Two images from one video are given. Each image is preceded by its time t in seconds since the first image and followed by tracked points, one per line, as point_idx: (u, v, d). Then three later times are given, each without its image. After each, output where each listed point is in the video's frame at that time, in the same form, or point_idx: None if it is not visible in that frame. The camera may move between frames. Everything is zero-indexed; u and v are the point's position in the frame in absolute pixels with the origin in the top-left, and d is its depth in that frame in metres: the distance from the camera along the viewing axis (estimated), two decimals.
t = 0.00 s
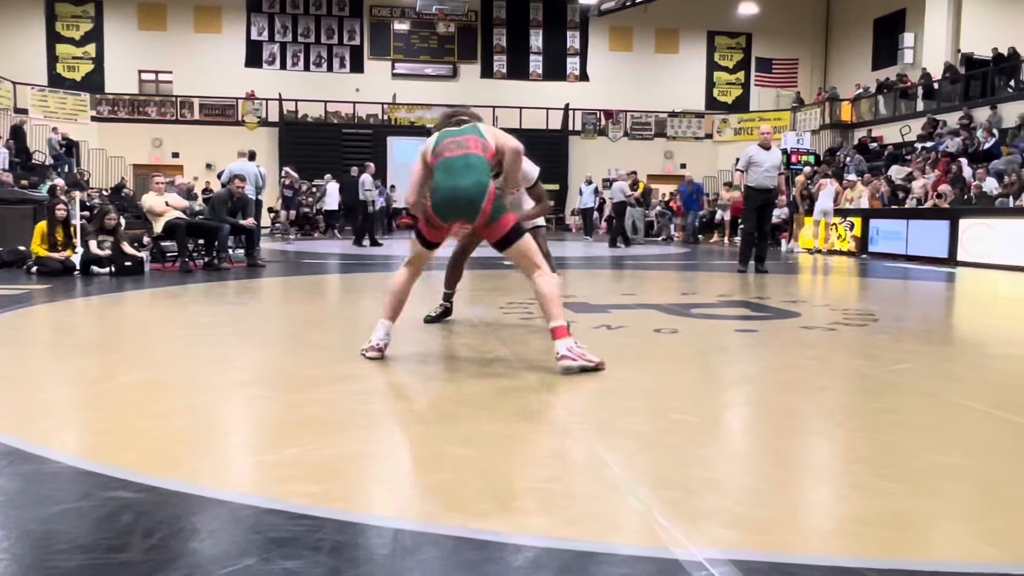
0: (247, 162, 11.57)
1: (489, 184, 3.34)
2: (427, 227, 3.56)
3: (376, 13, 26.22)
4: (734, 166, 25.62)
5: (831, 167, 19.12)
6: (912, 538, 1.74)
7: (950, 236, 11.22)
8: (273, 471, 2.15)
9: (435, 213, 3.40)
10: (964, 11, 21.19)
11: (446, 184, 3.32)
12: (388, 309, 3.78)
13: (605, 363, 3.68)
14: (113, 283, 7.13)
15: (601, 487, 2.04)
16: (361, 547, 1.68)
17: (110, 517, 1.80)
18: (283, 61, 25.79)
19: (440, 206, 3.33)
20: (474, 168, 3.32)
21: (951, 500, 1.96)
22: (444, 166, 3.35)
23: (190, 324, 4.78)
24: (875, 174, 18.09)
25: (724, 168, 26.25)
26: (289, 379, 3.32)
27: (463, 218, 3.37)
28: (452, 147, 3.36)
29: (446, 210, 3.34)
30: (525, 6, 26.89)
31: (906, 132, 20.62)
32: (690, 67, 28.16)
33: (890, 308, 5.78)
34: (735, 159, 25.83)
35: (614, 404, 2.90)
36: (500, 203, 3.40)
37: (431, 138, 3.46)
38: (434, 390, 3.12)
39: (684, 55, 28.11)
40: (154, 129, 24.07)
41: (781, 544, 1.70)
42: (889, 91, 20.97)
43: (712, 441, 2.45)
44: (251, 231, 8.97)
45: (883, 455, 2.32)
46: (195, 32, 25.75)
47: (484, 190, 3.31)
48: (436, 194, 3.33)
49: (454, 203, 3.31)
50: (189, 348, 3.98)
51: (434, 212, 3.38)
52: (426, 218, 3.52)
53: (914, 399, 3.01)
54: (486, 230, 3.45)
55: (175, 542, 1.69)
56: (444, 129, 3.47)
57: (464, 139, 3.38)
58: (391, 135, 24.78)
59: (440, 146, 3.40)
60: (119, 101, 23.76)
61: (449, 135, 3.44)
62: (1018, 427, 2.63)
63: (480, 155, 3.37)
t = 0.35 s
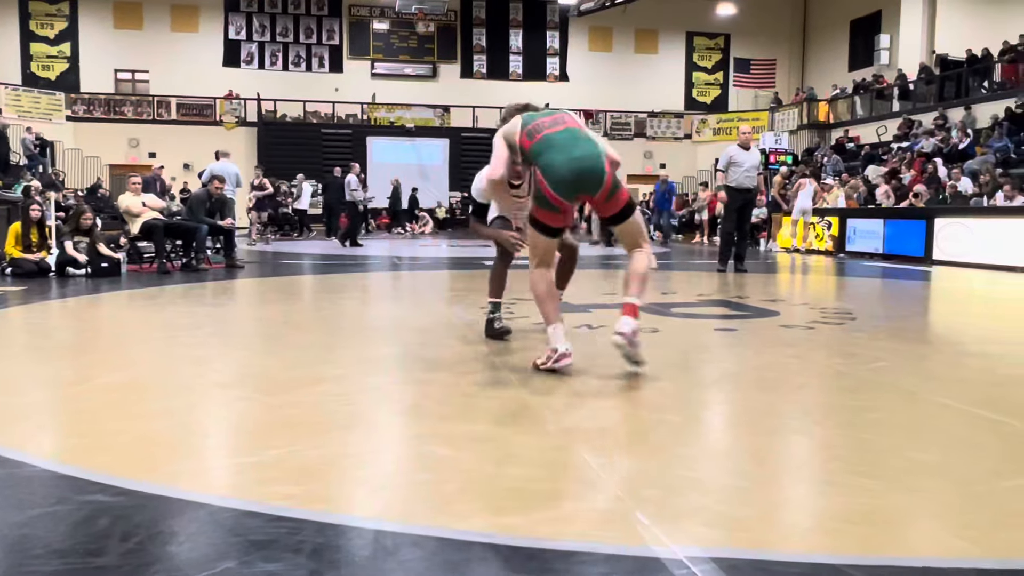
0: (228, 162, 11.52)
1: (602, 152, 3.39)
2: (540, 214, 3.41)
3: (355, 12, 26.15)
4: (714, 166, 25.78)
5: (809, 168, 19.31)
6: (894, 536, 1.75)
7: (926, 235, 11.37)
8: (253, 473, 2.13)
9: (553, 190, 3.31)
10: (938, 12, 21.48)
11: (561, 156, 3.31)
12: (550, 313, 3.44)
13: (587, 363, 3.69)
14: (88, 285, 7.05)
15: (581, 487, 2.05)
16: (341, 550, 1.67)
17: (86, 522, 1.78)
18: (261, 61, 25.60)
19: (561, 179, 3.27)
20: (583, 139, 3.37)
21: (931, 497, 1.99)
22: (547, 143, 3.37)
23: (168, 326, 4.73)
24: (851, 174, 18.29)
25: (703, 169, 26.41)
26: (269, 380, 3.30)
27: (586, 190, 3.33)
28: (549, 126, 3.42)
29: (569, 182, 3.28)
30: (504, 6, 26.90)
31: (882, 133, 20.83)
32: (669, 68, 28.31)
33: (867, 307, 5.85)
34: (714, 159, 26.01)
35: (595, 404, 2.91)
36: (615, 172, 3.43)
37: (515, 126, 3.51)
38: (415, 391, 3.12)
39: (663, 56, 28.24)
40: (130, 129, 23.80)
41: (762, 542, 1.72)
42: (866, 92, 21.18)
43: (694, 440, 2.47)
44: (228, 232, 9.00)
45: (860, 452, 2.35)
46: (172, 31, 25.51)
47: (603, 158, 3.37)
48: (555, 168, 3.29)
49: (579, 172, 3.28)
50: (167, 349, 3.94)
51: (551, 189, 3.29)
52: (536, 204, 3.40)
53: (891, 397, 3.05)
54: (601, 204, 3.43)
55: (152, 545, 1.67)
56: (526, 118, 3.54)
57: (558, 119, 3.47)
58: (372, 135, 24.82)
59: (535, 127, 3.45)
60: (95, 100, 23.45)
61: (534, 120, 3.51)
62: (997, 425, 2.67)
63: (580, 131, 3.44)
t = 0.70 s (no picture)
0: (193, 163, 11.38)
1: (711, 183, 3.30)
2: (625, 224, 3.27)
3: (322, 11, 25.95)
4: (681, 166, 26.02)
5: (774, 168, 19.58)
6: (857, 532, 1.79)
7: (887, 234, 11.61)
8: (220, 476, 2.11)
9: (659, 208, 3.19)
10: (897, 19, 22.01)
11: (677, 177, 3.19)
12: (565, 325, 3.34)
13: (556, 364, 3.70)
14: (49, 286, 6.90)
15: (552, 487, 2.06)
16: (310, 554, 1.66)
17: (47, 529, 1.75)
18: (227, 59, 25.27)
19: (676, 198, 3.16)
20: (698, 166, 3.27)
21: (894, 492, 2.03)
22: (663, 159, 3.24)
23: (132, 328, 4.65)
24: (815, 175, 18.59)
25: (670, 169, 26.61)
26: (235, 382, 3.26)
27: (695, 217, 3.22)
28: (665, 143, 3.30)
29: (679, 206, 3.18)
30: (472, 6, 26.90)
31: (845, 134, 21.18)
32: (636, 68, 28.52)
33: (831, 305, 5.95)
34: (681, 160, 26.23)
35: (565, 404, 2.93)
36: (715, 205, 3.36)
37: (625, 133, 3.33)
38: (384, 392, 3.11)
39: (630, 57, 28.46)
40: (92, 127, 23.28)
41: (729, 540, 1.74)
42: (829, 94, 21.53)
43: (662, 438, 2.49)
44: (193, 232, 8.92)
45: (824, 449, 2.40)
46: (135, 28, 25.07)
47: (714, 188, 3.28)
48: (670, 188, 3.18)
49: (691, 199, 3.18)
50: (130, 352, 3.87)
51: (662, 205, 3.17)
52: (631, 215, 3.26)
53: (855, 394, 3.11)
54: (703, 232, 3.32)
55: (116, 553, 1.64)
56: (635, 129, 3.38)
57: (670, 138, 3.35)
58: (339, 135, 24.58)
59: (649, 142, 3.32)
60: (55, 99, 22.89)
61: (643, 134, 3.37)
62: (956, 421, 2.73)
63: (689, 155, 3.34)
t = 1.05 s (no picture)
0: (152, 162, 11.17)
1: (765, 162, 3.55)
2: (707, 219, 3.46)
3: (287, 9, 25.63)
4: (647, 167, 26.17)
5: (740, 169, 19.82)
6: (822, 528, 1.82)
7: (850, 233, 11.83)
8: (184, 481, 2.08)
9: (734, 197, 3.40)
10: (860, 20, 22.18)
11: (741, 164, 3.41)
12: (693, 316, 3.50)
13: (526, 363, 3.71)
14: (8, 288, 6.73)
15: (520, 487, 2.06)
16: (278, 558, 1.64)
17: (9, 536, 1.71)
18: (190, 57, 24.90)
19: (750, 185, 3.38)
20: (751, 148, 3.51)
21: (858, 489, 2.07)
22: (722, 152, 3.45)
23: (94, 330, 4.56)
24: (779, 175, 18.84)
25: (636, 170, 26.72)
26: (200, 385, 3.21)
27: (766, 196, 3.47)
28: (715, 136, 3.50)
29: (755, 190, 3.41)
30: (439, 6, 26.82)
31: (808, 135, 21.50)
32: (603, 69, 28.64)
33: (795, 304, 6.05)
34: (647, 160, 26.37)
35: (535, 404, 2.93)
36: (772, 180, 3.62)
37: (672, 137, 3.48)
38: (352, 393, 3.09)
39: (597, 57, 28.58)
40: (51, 126, 22.73)
41: (699, 539, 1.76)
42: (792, 95, 21.78)
43: (630, 437, 2.51)
44: (156, 232, 8.75)
45: (789, 446, 2.43)
46: (96, 25, 24.56)
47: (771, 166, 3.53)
48: (742, 176, 3.39)
49: (762, 182, 3.42)
50: (91, 355, 3.79)
51: (735, 195, 3.38)
52: (707, 209, 3.46)
53: (820, 391, 3.17)
54: (772, 210, 3.56)
55: (78, 560, 1.61)
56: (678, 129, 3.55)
57: (714, 129, 3.56)
58: (305, 134, 24.34)
59: (698, 139, 3.50)
60: (12, 96, 22.32)
61: (687, 132, 3.55)
62: (914, 417, 2.80)
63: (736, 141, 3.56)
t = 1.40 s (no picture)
0: (108, 161, 10.93)
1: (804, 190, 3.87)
2: (752, 228, 3.72)
3: (251, 7, 25.30)
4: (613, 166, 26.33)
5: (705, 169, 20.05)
6: (786, 523, 1.85)
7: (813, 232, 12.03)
8: (147, 485, 2.05)
9: (781, 211, 3.69)
10: (819, 25, 22.74)
11: (790, 186, 3.72)
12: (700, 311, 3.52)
13: (494, 363, 3.71)
14: None
15: (488, 487, 2.06)
16: (245, 562, 1.63)
17: None
18: (151, 55, 24.49)
19: (799, 205, 3.69)
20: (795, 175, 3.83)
21: (822, 484, 2.10)
22: (773, 170, 3.75)
23: (53, 332, 4.46)
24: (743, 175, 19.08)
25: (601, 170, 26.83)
26: (163, 388, 3.16)
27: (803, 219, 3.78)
28: (767, 155, 3.80)
29: (798, 210, 3.71)
30: (404, 5, 26.72)
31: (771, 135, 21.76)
32: (569, 69, 28.73)
33: (760, 302, 6.13)
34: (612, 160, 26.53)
35: (502, 404, 2.94)
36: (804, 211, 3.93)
37: (730, 148, 3.75)
38: (320, 394, 3.07)
39: (563, 57, 28.68)
40: (7, 125, 22.15)
41: (665, 535, 1.77)
42: (755, 95, 22.04)
43: (596, 436, 2.53)
44: (117, 232, 8.58)
45: (754, 443, 2.47)
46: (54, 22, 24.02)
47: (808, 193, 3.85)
48: (788, 193, 3.70)
49: (805, 204, 3.73)
50: (50, 358, 3.71)
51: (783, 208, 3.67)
52: (756, 217, 3.72)
53: (784, 388, 3.22)
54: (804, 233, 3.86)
55: (38, 568, 1.58)
56: (733, 142, 3.82)
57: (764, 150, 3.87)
58: (270, 134, 24.10)
59: (753, 153, 3.78)
60: None
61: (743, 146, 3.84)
62: (873, 412, 2.87)
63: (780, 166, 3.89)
